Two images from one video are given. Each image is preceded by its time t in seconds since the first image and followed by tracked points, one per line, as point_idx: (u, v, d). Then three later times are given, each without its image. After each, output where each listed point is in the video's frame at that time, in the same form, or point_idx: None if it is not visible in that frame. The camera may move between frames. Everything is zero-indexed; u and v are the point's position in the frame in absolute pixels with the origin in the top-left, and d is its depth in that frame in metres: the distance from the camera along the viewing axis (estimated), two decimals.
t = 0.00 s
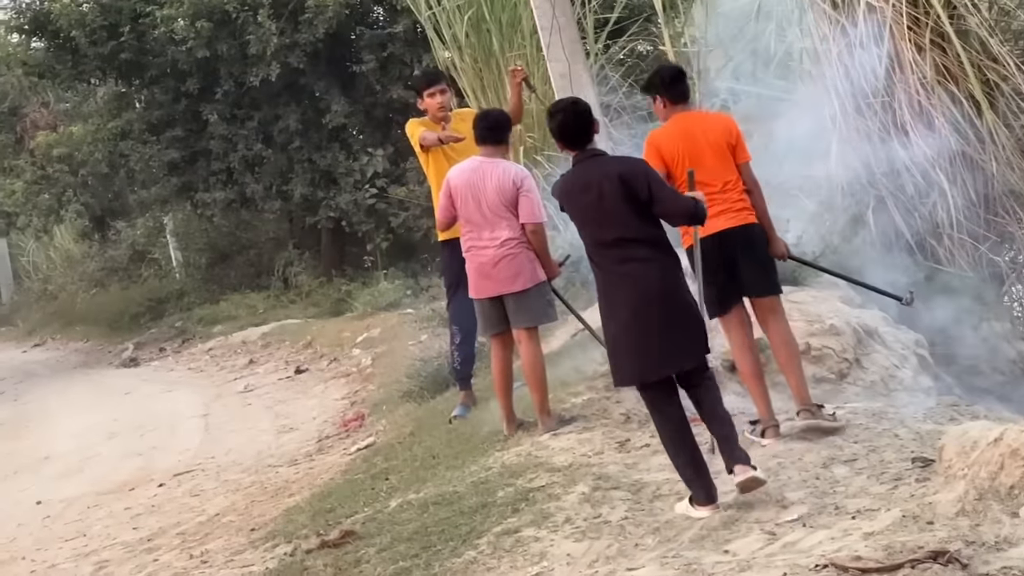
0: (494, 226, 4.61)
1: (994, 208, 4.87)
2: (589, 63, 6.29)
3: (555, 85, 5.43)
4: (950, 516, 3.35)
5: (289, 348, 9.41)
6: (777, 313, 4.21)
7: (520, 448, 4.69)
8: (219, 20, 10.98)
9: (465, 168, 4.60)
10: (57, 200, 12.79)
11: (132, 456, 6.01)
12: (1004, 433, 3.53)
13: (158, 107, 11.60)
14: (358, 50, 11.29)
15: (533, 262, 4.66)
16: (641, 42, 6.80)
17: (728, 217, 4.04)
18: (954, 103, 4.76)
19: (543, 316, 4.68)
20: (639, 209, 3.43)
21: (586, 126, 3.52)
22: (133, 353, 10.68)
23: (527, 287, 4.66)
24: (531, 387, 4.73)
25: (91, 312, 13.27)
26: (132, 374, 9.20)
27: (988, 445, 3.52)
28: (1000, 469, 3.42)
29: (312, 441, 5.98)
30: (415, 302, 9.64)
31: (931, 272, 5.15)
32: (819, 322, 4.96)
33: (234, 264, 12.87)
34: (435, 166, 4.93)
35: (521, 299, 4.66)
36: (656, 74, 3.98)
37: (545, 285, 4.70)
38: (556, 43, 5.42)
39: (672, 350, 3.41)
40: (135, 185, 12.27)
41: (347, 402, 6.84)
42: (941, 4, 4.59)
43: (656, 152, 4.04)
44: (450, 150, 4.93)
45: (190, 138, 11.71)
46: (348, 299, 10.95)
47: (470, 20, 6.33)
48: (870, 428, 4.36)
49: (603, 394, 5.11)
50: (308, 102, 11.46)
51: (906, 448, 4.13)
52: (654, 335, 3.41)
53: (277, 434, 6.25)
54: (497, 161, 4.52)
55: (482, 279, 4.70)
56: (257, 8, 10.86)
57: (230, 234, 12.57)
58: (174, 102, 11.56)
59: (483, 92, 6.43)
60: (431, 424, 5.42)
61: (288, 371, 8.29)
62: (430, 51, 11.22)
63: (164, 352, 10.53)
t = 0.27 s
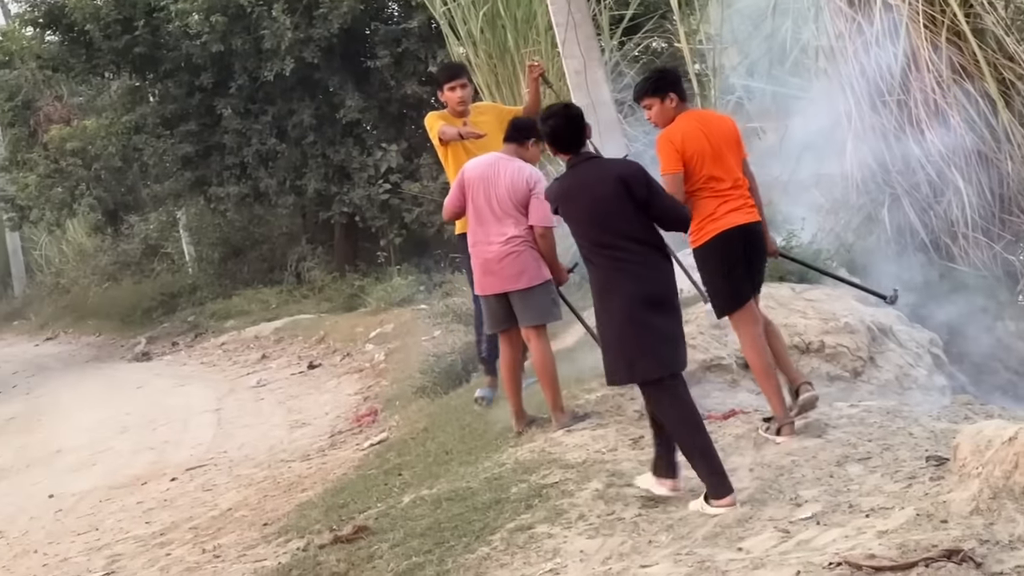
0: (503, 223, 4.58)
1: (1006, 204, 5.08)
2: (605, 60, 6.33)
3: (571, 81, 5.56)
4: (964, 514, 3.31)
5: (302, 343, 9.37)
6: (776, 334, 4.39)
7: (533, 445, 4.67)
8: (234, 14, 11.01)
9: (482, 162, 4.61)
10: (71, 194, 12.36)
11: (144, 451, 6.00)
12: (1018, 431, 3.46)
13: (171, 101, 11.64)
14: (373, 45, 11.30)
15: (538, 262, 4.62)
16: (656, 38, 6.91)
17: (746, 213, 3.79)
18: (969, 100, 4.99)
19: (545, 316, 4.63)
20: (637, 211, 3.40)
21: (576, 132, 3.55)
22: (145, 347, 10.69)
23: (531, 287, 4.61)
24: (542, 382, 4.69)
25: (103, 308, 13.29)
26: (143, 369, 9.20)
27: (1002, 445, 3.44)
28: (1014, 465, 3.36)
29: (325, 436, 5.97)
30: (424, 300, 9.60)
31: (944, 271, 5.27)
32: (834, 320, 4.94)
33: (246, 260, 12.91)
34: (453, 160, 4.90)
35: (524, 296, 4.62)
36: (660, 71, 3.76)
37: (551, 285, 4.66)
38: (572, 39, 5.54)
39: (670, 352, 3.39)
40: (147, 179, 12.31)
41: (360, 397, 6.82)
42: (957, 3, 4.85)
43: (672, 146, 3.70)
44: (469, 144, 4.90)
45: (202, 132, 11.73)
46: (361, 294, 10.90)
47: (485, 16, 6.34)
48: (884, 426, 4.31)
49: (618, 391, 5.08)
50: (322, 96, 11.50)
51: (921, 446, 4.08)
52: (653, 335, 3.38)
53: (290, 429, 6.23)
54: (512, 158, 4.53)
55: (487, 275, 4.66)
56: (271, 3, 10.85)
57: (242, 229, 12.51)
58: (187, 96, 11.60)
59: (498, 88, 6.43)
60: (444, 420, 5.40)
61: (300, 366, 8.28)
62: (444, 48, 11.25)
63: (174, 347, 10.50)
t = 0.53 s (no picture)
0: (496, 221, 4.59)
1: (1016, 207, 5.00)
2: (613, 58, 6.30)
3: (579, 78, 5.54)
4: (970, 514, 3.30)
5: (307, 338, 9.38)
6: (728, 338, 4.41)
7: (538, 441, 4.67)
8: (243, 9, 11.02)
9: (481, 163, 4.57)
10: (79, 187, 12.64)
11: (150, 445, 6.00)
12: None
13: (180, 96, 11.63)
14: (381, 41, 11.28)
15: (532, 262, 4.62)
16: (665, 36, 6.97)
17: (747, 207, 3.80)
18: (978, 102, 4.89)
19: (537, 317, 4.61)
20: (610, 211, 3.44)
21: (558, 131, 3.58)
22: (151, 341, 10.72)
23: (524, 287, 4.60)
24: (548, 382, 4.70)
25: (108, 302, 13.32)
26: (149, 362, 9.22)
27: (1009, 444, 3.44)
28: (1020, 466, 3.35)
29: (331, 431, 5.97)
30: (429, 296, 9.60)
31: (953, 270, 5.27)
32: (840, 319, 4.94)
33: (254, 255, 12.84)
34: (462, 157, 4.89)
35: (516, 296, 4.61)
36: (656, 72, 3.74)
37: (543, 285, 4.66)
38: (580, 36, 5.53)
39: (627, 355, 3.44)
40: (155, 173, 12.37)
41: (365, 392, 6.83)
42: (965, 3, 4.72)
43: (677, 146, 3.66)
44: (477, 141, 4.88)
45: (211, 126, 11.70)
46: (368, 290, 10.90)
47: (494, 12, 6.35)
48: (890, 425, 4.30)
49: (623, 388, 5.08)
50: (330, 91, 11.50)
51: (927, 445, 4.07)
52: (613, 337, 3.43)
53: (297, 424, 6.24)
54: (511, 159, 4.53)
55: (480, 273, 4.66)
56: None
57: (250, 224, 12.52)
58: (195, 91, 11.59)
59: (505, 85, 6.42)
60: (450, 416, 5.40)
61: (306, 361, 8.28)
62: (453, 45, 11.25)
63: (180, 342, 10.52)
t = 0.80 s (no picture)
0: (482, 215, 4.43)
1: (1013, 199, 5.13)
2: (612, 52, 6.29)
3: (578, 71, 5.57)
4: (964, 508, 3.32)
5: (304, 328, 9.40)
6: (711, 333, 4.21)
7: (533, 433, 4.69)
8: None
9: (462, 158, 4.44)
10: (77, 175, 12.60)
11: (146, 433, 6.02)
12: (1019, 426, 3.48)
13: (179, 86, 11.58)
14: (381, 31, 11.30)
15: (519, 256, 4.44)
16: (664, 29, 6.98)
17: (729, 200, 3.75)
18: (976, 96, 5.00)
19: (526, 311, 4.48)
20: (569, 193, 3.44)
21: (524, 112, 3.56)
22: (149, 330, 10.75)
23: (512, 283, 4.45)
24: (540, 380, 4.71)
25: (106, 290, 13.33)
26: (146, 351, 9.23)
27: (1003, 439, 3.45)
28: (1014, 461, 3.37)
29: (327, 421, 6.00)
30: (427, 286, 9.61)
31: (949, 264, 5.30)
32: (838, 311, 4.92)
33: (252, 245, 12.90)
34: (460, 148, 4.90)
35: (504, 292, 4.46)
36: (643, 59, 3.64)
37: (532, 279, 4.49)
38: (579, 28, 5.56)
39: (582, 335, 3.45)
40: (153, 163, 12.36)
41: (361, 382, 6.85)
42: None
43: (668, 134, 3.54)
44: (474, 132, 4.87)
45: (210, 117, 11.66)
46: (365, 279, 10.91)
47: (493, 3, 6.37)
48: (885, 419, 4.32)
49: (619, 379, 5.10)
50: (330, 82, 11.48)
51: (922, 439, 4.09)
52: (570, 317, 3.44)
53: (293, 413, 6.26)
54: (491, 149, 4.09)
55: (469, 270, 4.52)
56: None
57: (248, 214, 12.62)
58: (194, 81, 11.56)
59: (503, 77, 6.43)
60: (446, 406, 5.41)
61: (303, 350, 8.30)
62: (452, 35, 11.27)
63: (177, 330, 10.54)
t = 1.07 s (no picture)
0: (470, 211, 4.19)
1: (1004, 194, 5.21)
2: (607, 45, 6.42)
3: (573, 62, 5.67)
4: (954, 501, 3.33)
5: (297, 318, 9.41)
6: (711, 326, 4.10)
7: (525, 423, 4.70)
8: None
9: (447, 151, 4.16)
10: (71, 164, 12.78)
11: (137, 422, 6.02)
12: (1009, 419, 3.51)
13: (173, 76, 11.57)
14: (375, 23, 11.32)
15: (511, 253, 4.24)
16: (658, 21, 7.05)
17: (708, 188, 3.77)
18: (969, 90, 5.09)
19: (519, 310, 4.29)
20: (518, 187, 3.47)
21: (473, 106, 3.56)
22: (141, 319, 10.75)
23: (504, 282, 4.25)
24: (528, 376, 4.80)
25: (100, 280, 13.33)
26: (138, 341, 9.23)
27: (993, 432, 3.48)
28: (1003, 454, 3.38)
29: (318, 409, 6.00)
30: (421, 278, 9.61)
31: (940, 258, 5.31)
32: (829, 305, 4.93)
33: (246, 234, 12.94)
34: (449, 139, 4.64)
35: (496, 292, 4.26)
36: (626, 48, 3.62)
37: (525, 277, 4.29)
38: (573, 19, 5.67)
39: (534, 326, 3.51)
40: (147, 151, 12.40)
41: (353, 372, 6.86)
42: None
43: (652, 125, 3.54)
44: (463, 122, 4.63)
45: (203, 106, 11.66)
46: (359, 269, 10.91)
47: None
48: (876, 411, 4.33)
49: (610, 370, 5.11)
50: (323, 73, 11.43)
51: (912, 432, 4.09)
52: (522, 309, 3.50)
53: (285, 401, 6.26)
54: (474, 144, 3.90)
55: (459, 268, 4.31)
56: None
57: (241, 203, 12.64)
58: (187, 70, 11.53)
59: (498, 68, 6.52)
60: (437, 396, 5.42)
61: (295, 341, 8.30)
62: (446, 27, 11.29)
63: (170, 321, 10.53)
